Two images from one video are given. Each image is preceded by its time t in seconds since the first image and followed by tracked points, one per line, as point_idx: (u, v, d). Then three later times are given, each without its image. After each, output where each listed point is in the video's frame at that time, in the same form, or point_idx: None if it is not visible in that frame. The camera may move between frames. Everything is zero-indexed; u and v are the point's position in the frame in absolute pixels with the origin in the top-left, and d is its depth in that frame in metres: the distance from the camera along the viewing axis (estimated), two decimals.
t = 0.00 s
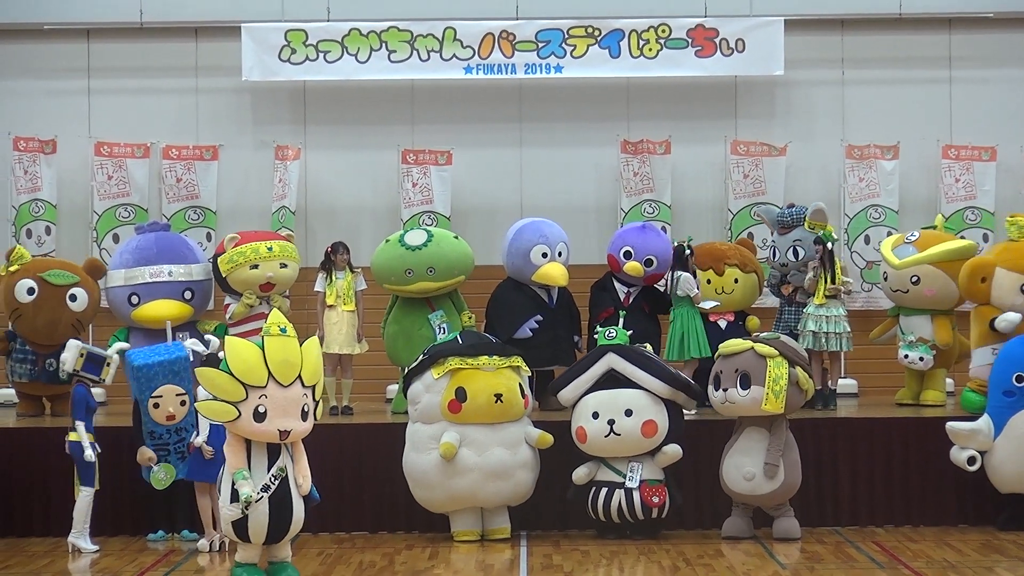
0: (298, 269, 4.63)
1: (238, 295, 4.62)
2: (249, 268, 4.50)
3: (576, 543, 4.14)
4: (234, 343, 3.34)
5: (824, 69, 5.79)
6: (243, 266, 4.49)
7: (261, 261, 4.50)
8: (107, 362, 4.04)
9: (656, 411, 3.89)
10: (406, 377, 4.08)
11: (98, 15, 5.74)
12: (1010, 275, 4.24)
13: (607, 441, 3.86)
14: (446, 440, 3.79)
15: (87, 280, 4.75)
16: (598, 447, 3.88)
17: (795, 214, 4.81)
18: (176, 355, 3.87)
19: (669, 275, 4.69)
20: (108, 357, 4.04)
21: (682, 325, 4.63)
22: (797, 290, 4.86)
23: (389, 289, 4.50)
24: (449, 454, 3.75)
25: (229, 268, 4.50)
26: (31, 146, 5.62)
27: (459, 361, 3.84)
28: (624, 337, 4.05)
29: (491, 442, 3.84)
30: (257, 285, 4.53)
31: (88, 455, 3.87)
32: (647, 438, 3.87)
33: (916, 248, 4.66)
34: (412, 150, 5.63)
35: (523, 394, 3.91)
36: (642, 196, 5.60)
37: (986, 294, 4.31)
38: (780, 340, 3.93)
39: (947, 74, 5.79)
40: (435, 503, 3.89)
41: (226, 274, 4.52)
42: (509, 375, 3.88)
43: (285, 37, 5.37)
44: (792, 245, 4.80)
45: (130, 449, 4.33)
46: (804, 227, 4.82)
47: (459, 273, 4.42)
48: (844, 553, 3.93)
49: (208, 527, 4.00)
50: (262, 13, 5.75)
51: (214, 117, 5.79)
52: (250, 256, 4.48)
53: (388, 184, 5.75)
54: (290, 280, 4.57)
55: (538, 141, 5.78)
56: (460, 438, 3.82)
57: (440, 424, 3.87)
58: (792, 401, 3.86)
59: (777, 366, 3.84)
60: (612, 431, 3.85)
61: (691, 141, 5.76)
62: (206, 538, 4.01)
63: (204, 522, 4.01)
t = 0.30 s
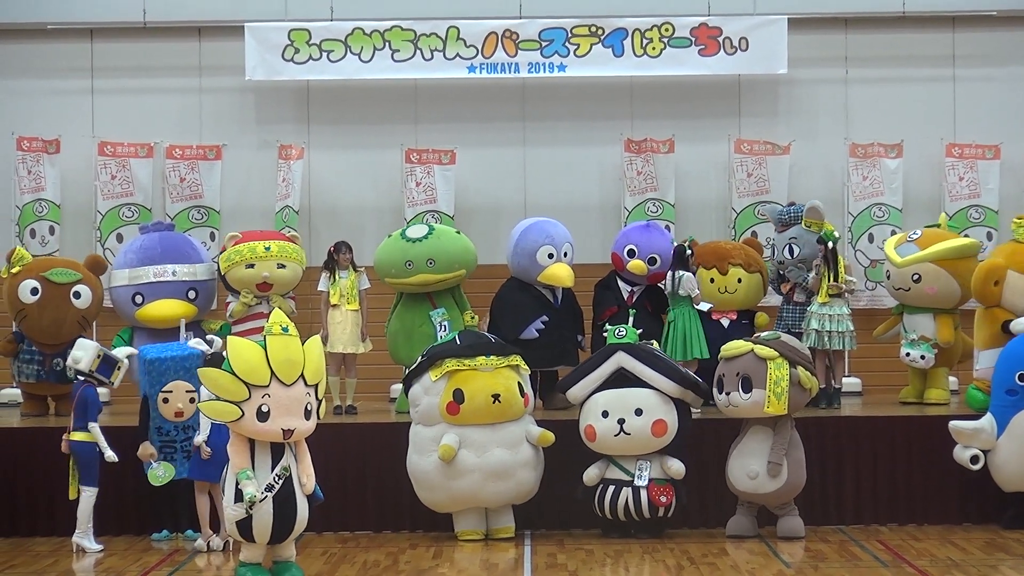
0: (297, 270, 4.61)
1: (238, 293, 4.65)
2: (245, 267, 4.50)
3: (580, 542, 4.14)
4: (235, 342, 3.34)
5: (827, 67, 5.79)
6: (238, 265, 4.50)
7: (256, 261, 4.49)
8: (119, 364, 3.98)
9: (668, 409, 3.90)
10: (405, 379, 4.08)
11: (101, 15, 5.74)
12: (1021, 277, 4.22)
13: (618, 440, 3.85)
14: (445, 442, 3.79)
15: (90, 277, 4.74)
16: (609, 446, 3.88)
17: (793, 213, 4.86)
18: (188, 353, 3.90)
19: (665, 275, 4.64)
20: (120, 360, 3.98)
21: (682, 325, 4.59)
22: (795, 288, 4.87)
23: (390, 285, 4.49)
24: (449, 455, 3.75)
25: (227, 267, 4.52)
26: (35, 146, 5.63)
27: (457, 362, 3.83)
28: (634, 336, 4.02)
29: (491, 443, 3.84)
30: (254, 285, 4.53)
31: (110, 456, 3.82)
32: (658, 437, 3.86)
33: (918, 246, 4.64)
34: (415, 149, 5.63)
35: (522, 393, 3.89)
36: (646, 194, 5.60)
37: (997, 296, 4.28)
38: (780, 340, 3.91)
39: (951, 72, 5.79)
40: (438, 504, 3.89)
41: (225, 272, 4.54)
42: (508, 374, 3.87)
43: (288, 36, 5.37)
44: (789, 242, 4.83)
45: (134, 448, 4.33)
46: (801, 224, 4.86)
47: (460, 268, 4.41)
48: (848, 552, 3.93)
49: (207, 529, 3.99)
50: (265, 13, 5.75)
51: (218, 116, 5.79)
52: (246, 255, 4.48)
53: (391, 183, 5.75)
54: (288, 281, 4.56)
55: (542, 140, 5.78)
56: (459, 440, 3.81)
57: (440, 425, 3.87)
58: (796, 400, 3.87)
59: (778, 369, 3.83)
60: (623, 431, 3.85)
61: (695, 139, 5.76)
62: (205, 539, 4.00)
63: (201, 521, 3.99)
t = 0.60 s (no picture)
0: (299, 271, 4.60)
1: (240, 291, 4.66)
2: (246, 266, 4.50)
3: (584, 541, 4.14)
4: (236, 339, 3.34)
5: (830, 66, 5.79)
6: (240, 263, 4.49)
7: (257, 260, 4.49)
8: (126, 363, 3.98)
9: (678, 410, 3.90)
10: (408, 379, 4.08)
11: (105, 14, 5.74)
12: None
13: (629, 441, 3.85)
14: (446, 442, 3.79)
15: (82, 272, 4.74)
16: (619, 446, 3.87)
17: (792, 213, 4.93)
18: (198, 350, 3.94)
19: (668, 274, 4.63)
20: (126, 359, 3.98)
21: (688, 323, 4.58)
22: (792, 287, 4.91)
23: (395, 281, 4.47)
24: (449, 456, 3.76)
25: (229, 265, 4.52)
26: (38, 146, 5.63)
27: (457, 363, 3.82)
28: (646, 335, 4.01)
29: (492, 443, 3.83)
30: (255, 284, 4.52)
31: (110, 456, 3.82)
32: (669, 439, 3.86)
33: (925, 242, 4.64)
34: (418, 148, 5.63)
35: (524, 392, 3.88)
36: (649, 193, 5.60)
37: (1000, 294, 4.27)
38: (783, 339, 3.90)
39: (954, 70, 5.78)
40: (442, 504, 3.90)
41: (227, 271, 4.54)
42: (508, 373, 3.86)
43: (291, 35, 5.37)
44: (785, 240, 4.89)
45: (137, 448, 4.32)
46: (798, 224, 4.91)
47: (466, 263, 4.41)
48: (851, 550, 3.92)
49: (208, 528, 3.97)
50: (268, 12, 5.75)
51: (221, 115, 5.79)
52: (247, 254, 4.48)
53: (394, 182, 5.75)
54: (288, 281, 4.54)
55: (545, 138, 5.78)
56: (460, 440, 3.81)
57: (442, 425, 3.87)
58: (798, 399, 3.84)
59: (780, 368, 3.82)
60: (635, 431, 3.84)
61: (698, 138, 5.76)
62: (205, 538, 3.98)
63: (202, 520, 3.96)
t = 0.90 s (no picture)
0: (303, 269, 4.59)
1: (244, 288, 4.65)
2: (249, 263, 4.50)
3: (587, 539, 4.13)
4: (240, 337, 3.34)
5: (834, 63, 5.79)
6: (243, 261, 4.50)
7: (262, 257, 4.49)
8: (128, 363, 3.99)
9: (684, 410, 3.90)
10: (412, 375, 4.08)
11: (108, 13, 5.74)
12: None
13: (635, 438, 3.85)
14: (450, 440, 3.80)
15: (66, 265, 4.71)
16: (624, 443, 3.87)
17: (791, 211, 4.95)
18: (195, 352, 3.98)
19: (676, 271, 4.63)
20: (128, 359, 4.00)
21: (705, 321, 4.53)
22: (792, 286, 4.90)
23: (401, 278, 4.45)
24: (452, 454, 3.76)
25: (233, 262, 4.52)
26: (41, 144, 5.62)
27: (462, 360, 3.82)
28: (654, 333, 4.00)
29: (496, 441, 3.83)
30: (258, 282, 4.52)
31: (108, 456, 3.83)
32: (674, 438, 3.87)
33: (929, 240, 4.63)
34: (421, 146, 5.63)
35: (528, 390, 3.88)
36: (652, 190, 5.59)
37: (1003, 291, 4.25)
38: (790, 335, 3.92)
39: (958, 67, 5.78)
40: (446, 501, 3.90)
41: (231, 268, 4.54)
42: (512, 371, 3.85)
43: (294, 34, 5.37)
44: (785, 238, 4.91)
45: (141, 446, 4.32)
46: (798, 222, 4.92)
47: (473, 258, 4.43)
48: (855, 548, 3.92)
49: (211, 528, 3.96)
50: (271, 10, 5.75)
51: (224, 113, 5.79)
52: (251, 251, 4.49)
53: (397, 180, 5.75)
54: (292, 279, 4.54)
55: (548, 136, 5.77)
56: (464, 438, 3.81)
57: (446, 423, 3.87)
58: (805, 394, 3.88)
59: (788, 363, 3.83)
60: (641, 429, 3.84)
61: (701, 136, 5.76)
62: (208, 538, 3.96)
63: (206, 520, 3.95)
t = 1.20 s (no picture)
0: (309, 268, 4.60)
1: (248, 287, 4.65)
2: (255, 261, 4.51)
3: (590, 537, 4.13)
4: (244, 335, 3.34)
5: (836, 60, 5.79)
6: (250, 258, 4.50)
7: (267, 255, 4.49)
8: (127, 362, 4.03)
9: (688, 407, 3.93)
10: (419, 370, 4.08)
11: (112, 12, 5.74)
12: None
13: (644, 436, 3.85)
14: (455, 436, 3.80)
15: (67, 264, 4.70)
16: (632, 441, 3.86)
17: (797, 208, 4.94)
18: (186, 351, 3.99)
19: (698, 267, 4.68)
20: (129, 359, 4.03)
21: (732, 319, 4.56)
22: (799, 282, 4.93)
23: (406, 275, 4.45)
24: (457, 450, 3.76)
25: (239, 259, 4.53)
26: (43, 143, 5.62)
27: (469, 357, 3.82)
28: (659, 332, 4.00)
29: (501, 438, 3.83)
30: (264, 280, 4.52)
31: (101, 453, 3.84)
32: (680, 437, 3.89)
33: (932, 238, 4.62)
34: (424, 144, 5.63)
35: (535, 389, 3.87)
36: (655, 188, 5.59)
37: (1007, 288, 4.24)
38: (798, 332, 3.92)
39: (960, 64, 5.78)
40: (450, 498, 3.90)
41: (236, 265, 4.54)
42: (519, 369, 3.84)
43: (296, 32, 5.37)
44: (791, 235, 4.88)
45: (144, 445, 4.32)
46: (805, 219, 4.92)
47: (478, 256, 4.45)
48: (858, 545, 3.92)
49: (213, 527, 3.95)
50: (273, 9, 5.75)
51: (227, 112, 5.79)
52: (257, 249, 4.49)
53: (399, 178, 5.75)
54: (298, 277, 4.55)
55: (551, 134, 5.77)
56: (469, 434, 3.82)
57: (452, 419, 3.87)
58: (814, 391, 3.88)
59: (798, 359, 3.83)
60: (650, 427, 3.84)
61: (704, 133, 5.76)
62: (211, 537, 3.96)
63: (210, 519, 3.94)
